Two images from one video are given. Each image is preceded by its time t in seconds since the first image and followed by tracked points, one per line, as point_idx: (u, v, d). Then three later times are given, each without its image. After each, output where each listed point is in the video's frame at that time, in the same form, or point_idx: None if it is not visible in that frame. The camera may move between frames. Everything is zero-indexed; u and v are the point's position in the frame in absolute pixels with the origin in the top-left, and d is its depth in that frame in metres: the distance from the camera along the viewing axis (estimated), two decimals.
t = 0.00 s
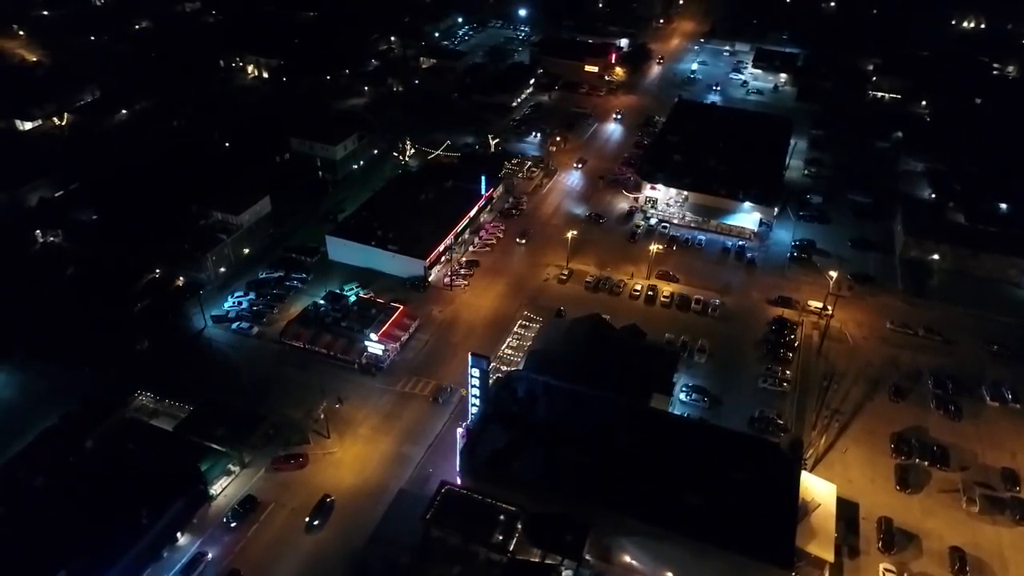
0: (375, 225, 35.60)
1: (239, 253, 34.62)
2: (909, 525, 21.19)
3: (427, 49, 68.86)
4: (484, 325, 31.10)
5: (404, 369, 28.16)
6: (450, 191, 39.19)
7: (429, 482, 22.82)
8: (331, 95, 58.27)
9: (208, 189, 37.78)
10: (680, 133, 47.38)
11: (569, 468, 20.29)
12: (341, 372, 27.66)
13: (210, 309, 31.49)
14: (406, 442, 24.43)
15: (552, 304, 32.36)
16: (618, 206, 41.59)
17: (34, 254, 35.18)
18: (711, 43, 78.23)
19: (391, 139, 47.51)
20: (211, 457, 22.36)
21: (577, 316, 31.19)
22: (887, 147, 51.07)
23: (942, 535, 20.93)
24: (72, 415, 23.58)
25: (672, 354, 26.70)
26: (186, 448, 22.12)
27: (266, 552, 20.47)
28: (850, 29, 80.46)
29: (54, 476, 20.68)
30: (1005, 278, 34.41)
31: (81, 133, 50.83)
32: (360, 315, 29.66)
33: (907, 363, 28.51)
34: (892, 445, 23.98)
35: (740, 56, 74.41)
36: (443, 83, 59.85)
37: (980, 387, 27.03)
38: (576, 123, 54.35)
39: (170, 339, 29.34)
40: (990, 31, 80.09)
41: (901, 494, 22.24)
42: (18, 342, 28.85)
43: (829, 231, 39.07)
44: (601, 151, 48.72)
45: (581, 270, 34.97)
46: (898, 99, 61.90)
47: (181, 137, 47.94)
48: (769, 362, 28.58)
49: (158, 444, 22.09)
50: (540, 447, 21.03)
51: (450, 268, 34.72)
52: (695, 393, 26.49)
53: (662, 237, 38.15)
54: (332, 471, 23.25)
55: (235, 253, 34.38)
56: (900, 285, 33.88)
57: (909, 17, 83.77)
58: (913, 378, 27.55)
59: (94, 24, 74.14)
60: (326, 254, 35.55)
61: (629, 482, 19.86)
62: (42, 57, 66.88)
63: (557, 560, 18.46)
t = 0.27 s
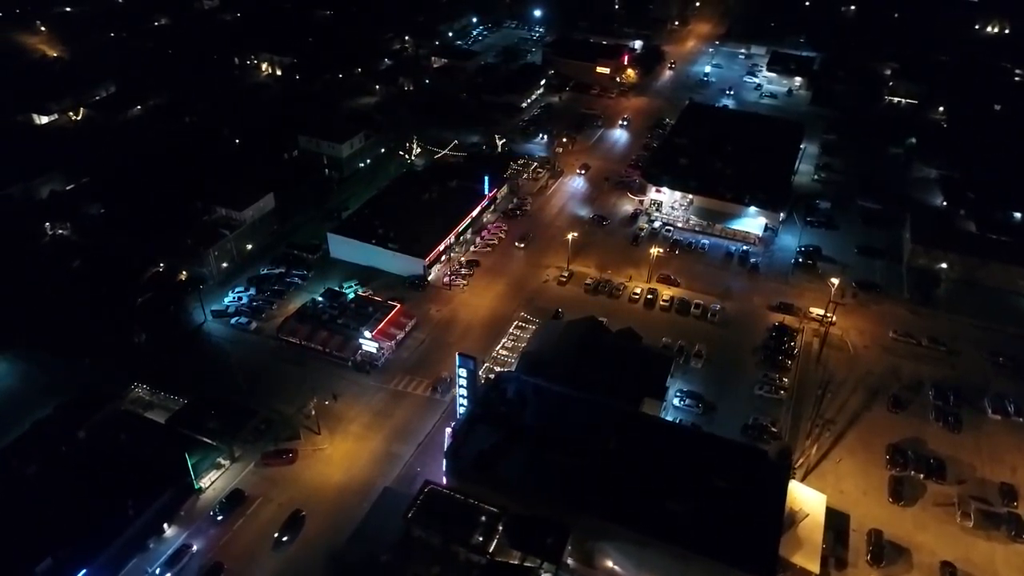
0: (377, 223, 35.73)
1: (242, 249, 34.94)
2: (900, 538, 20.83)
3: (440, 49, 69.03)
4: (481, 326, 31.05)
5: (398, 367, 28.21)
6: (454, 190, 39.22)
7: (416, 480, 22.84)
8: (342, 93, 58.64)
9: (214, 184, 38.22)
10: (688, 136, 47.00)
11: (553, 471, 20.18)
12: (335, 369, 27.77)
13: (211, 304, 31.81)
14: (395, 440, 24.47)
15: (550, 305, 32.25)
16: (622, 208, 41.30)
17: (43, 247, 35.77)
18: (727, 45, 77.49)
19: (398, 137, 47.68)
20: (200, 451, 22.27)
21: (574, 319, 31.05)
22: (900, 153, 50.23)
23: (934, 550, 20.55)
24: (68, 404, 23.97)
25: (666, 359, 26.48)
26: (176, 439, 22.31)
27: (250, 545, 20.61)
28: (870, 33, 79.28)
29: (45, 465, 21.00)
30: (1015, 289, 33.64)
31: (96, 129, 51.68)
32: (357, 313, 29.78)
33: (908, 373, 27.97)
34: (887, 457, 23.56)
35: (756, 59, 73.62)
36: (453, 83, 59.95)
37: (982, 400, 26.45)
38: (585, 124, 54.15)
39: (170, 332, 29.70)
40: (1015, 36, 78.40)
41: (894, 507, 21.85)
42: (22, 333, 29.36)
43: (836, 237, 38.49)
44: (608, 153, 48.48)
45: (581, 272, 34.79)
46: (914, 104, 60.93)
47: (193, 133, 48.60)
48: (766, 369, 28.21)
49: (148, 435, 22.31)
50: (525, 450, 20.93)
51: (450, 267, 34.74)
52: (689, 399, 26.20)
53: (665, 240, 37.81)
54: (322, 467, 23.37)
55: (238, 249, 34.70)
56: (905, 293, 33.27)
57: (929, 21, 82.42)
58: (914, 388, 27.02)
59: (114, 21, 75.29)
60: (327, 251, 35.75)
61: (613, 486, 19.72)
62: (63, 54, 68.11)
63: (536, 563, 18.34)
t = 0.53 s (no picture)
0: (379, 221, 35.86)
1: (244, 245, 35.26)
2: (889, 552, 20.46)
3: (453, 49, 69.15)
4: (477, 326, 31.01)
5: (391, 365, 28.26)
6: (457, 190, 39.24)
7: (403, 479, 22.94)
8: (354, 91, 58.97)
9: (220, 180, 38.59)
10: (696, 139, 46.56)
11: (535, 474, 20.07)
12: (328, 365, 27.90)
13: (210, 298, 32.13)
14: (384, 438, 24.51)
15: (548, 307, 32.13)
16: (626, 211, 41.02)
17: (52, 239, 36.36)
18: (743, 48, 76.68)
19: (406, 136, 47.81)
20: (189, 443, 22.36)
21: (571, 321, 30.87)
22: (915, 159, 49.31)
23: (924, 565, 20.14)
24: (64, 394, 24.33)
25: (659, 363, 26.24)
26: (166, 432, 22.54)
27: (234, 538, 20.74)
28: (890, 38, 78.03)
29: (38, 455, 21.39)
30: None
31: (112, 124, 52.56)
32: (353, 310, 29.91)
33: (909, 383, 27.39)
34: (882, 468, 23.11)
35: (772, 62, 72.76)
36: (464, 83, 60.01)
37: (984, 413, 25.82)
38: (594, 126, 53.88)
39: (171, 326, 30.04)
40: None
41: (885, 519, 21.45)
42: (27, 324, 29.92)
43: (842, 244, 37.91)
44: (616, 155, 48.18)
45: (581, 274, 34.60)
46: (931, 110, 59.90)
47: (205, 129, 49.21)
48: (763, 376, 27.82)
49: (140, 427, 22.61)
50: (510, 452, 20.84)
51: (450, 267, 34.75)
52: (682, 404, 25.91)
53: (667, 243, 37.48)
54: (310, 463, 23.47)
55: (241, 245, 35.03)
56: (910, 303, 32.64)
57: (952, 26, 80.89)
58: (914, 399, 26.45)
59: (134, 17, 76.48)
60: (329, 248, 35.95)
61: (597, 489, 19.46)
62: (84, 49, 69.34)
63: (514, 565, 18.22)
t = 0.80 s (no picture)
0: (380, 219, 36.02)
1: (248, 240, 35.65)
2: (877, 566, 20.09)
3: (467, 48, 69.30)
4: (473, 326, 30.99)
5: (385, 363, 28.35)
6: (460, 190, 39.30)
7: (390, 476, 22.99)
8: (366, 90, 59.35)
9: (227, 176, 39.05)
10: (705, 142, 46.18)
11: (517, 476, 19.99)
12: (323, 362, 28.05)
13: (211, 293, 32.51)
14: (373, 436, 24.56)
15: (545, 309, 32.03)
16: (630, 213, 40.74)
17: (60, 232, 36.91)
18: (760, 51, 75.83)
19: (414, 135, 47.99)
20: (180, 434, 22.78)
21: (567, 323, 30.74)
22: (929, 166, 48.44)
23: None
24: (61, 384, 24.74)
25: (652, 367, 26.01)
26: (157, 423, 22.82)
27: (219, 530, 20.89)
28: (911, 43, 76.78)
29: (31, 444, 21.76)
30: None
31: (127, 119, 53.40)
32: (350, 307, 30.08)
33: (908, 394, 26.88)
34: (874, 480, 22.70)
35: (788, 66, 71.83)
36: (476, 83, 60.11)
37: (984, 427, 25.26)
38: (603, 127, 53.65)
39: (171, 319, 30.45)
40: None
41: (875, 532, 21.08)
42: (32, 314, 30.49)
43: (849, 251, 37.34)
44: (623, 157, 47.89)
45: (580, 276, 34.44)
46: (949, 117, 58.73)
47: (217, 126, 49.84)
48: (759, 383, 27.45)
49: (131, 418, 22.90)
50: (493, 453, 20.81)
51: (450, 267, 34.81)
52: (674, 410, 25.67)
53: (670, 247, 37.14)
54: (298, 459, 23.60)
55: (244, 240, 35.37)
56: (915, 313, 32.02)
57: (975, 31, 79.45)
58: (912, 411, 25.95)
59: (156, 14, 77.72)
60: (331, 245, 36.20)
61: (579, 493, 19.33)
62: (105, 45, 70.60)
63: (490, 567, 18.02)
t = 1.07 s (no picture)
0: (383, 217, 36.18)
1: (252, 236, 36.05)
2: None
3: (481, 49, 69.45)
4: (470, 326, 30.96)
5: (379, 361, 28.44)
6: (464, 190, 39.37)
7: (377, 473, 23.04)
8: (379, 89, 59.66)
9: (235, 172, 39.50)
10: (714, 146, 45.72)
11: (499, 477, 19.92)
12: (318, 359, 28.20)
13: (212, 287, 32.89)
14: (364, 433, 24.65)
15: (543, 310, 31.92)
16: (636, 216, 40.44)
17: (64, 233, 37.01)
18: (778, 55, 74.77)
19: (422, 134, 48.11)
20: (171, 426, 23.03)
21: (564, 325, 30.60)
22: (945, 173, 47.48)
23: None
24: (60, 374, 25.19)
25: (645, 372, 25.79)
26: (149, 414, 23.10)
27: (205, 522, 21.06)
28: (934, 48, 75.36)
29: (25, 431, 22.11)
30: None
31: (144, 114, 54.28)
32: (348, 304, 30.24)
33: (908, 406, 26.35)
34: (867, 493, 22.29)
35: (806, 70, 70.75)
36: (488, 83, 60.13)
37: (985, 441, 24.67)
38: (613, 129, 53.38)
39: (172, 312, 30.86)
40: None
41: (864, 545, 20.72)
42: (39, 305, 31.12)
43: (856, 258, 36.66)
44: (632, 159, 47.59)
45: (581, 279, 34.28)
46: (970, 123, 57.49)
47: (229, 122, 50.45)
48: (755, 391, 27.08)
49: (125, 408, 23.18)
50: (478, 454, 20.76)
51: (450, 266, 34.85)
52: (667, 415, 25.40)
53: (673, 251, 36.79)
54: (288, 454, 23.75)
55: (248, 235, 35.80)
56: (921, 322, 31.36)
57: (1001, 37, 77.76)
58: (912, 423, 25.43)
59: (177, 11, 78.87)
60: (334, 243, 36.44)
61: (559, 497, 19.19)
62: (127, 41, 71.89)
63: (468, 568, 17.95)
